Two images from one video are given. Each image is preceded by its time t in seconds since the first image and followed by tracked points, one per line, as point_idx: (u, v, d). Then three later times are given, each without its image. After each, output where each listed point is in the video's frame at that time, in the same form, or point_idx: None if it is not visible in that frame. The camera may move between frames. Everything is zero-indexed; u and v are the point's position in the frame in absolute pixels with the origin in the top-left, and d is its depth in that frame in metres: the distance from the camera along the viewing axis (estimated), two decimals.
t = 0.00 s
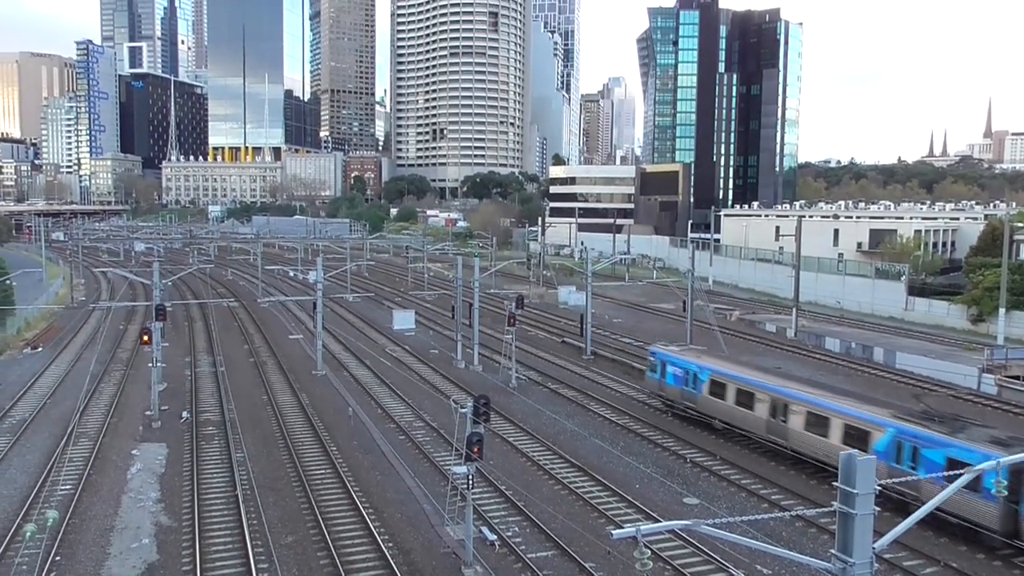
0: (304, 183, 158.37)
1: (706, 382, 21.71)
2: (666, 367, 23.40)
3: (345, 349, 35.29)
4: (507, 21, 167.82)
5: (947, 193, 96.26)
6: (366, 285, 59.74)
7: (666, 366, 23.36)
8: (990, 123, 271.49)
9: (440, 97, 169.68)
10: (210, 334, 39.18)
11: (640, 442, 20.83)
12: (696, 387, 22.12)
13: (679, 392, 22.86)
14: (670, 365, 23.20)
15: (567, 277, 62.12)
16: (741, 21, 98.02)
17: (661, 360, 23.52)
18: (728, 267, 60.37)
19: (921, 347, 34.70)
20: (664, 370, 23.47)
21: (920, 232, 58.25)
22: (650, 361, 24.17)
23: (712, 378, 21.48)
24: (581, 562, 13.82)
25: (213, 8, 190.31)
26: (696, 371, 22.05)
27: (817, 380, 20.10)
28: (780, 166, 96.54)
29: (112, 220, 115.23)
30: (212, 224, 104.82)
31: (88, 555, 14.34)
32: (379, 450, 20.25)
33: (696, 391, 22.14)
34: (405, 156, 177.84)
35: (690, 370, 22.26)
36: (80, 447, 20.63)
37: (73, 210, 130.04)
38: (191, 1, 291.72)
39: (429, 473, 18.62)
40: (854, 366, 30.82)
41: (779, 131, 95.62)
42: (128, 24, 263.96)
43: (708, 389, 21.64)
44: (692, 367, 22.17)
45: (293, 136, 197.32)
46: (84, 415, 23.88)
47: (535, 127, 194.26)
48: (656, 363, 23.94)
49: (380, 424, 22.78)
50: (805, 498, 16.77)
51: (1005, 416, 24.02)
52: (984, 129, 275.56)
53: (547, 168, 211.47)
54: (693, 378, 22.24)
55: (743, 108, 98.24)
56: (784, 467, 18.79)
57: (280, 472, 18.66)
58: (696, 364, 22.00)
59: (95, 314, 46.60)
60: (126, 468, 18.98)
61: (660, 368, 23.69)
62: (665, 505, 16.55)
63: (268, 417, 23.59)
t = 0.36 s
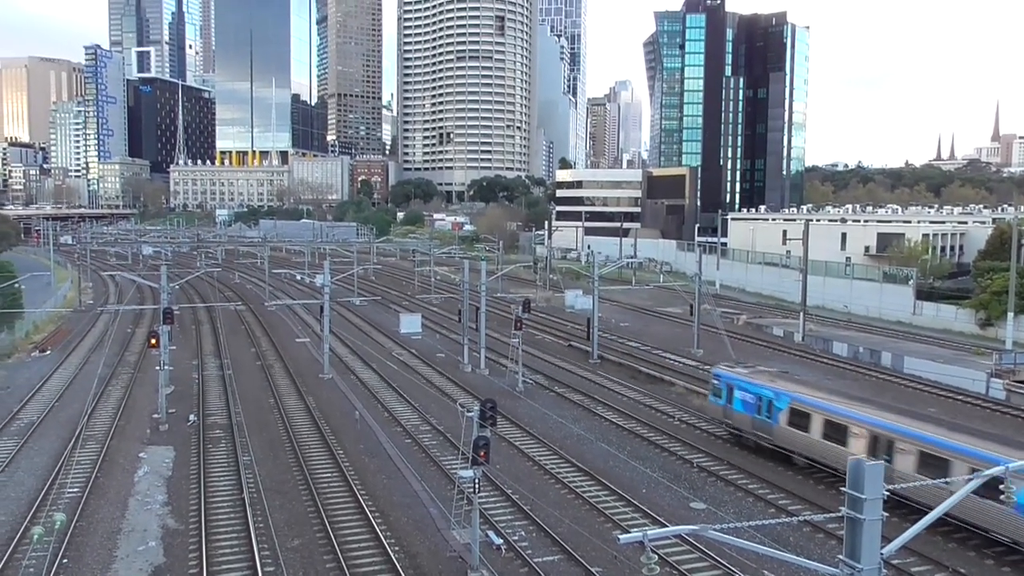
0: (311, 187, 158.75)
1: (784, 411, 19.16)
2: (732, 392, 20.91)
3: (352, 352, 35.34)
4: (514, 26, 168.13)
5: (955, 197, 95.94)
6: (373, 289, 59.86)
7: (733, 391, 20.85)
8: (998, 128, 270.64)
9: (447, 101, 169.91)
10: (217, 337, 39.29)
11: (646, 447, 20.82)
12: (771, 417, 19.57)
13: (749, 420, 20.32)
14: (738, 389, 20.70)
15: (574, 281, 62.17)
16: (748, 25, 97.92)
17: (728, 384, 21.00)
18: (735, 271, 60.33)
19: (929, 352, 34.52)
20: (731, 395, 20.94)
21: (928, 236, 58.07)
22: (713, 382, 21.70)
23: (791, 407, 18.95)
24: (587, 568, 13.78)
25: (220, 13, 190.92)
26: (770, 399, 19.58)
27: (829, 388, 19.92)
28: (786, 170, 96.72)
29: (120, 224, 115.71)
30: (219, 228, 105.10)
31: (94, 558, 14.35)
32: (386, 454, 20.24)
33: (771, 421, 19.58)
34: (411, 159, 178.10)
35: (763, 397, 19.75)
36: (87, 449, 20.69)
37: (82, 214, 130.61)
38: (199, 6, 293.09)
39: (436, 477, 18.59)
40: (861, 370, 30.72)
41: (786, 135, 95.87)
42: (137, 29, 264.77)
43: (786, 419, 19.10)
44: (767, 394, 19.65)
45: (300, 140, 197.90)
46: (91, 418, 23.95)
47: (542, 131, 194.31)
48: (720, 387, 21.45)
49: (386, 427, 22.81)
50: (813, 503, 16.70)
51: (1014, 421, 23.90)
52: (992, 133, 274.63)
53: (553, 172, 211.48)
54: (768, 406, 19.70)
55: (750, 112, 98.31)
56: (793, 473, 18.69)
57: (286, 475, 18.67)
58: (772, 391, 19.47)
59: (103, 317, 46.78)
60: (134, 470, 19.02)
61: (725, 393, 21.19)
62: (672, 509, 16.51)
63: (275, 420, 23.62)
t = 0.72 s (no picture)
0: (321, 192, 159.21)
1: (889, 448, 16.48)
2: (821, 424, 18.26)
3: (361, 356, 35.42)
4: (523, 30, 168.41)
5: (966, 201, 95.38)
6: (383, 293, 60.00)
7: (822, 424, 18.20)
8: (1011, 131, 268.78)
9: (457, 106, 170.20)
10: (227, 341, 39.40)
11: (656, 451, 20.77)
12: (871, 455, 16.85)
13: (843, 458, 17.61)
14: (828, 421, 18.05)
15: (584, 285, 62.18)
16: (758, 29, 98.12)
17: (815, 414, 18.39)
18: (745, 276, 60.20)
19: (941, 357, 34.35)
20: (820, 428, 18.25)
21: (939, 240, 57.81)
22: (796, 413, 19.13)
23: (897, 443, 16.28)
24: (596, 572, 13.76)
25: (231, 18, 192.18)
26: (871, 433, 16.86)
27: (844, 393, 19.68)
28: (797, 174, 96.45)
29: (132, 229, 116.51)
30: (229, 233, 105.56)
31: (105, 560, 14.42)
32: (395, 458, 20.26)
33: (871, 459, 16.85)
34: (421, 164, 178.35)
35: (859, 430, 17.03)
36: (98, 452, 20.79)
37: (94, 218, 131.31)
38: (210, 12, 294.89)
39: (445, 481, 18.58)
40: (871, 375, 30.61)
41: (796, 138, 95.72)
42: (149, 35, 266.59)
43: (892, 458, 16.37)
44: (866, 428, 16.97)
45: (310, 144, 198.61)
46: (103, 421, 24.08)
47: (551, 136, 194.22)
48: (805, 419, 18.85)
49: (395, 431, 22.84)
50: (824, 509, 16.59)
51: None
52: (1006, 137, 272.82)
53: (563, 176, 211.41)
54: (866, 442, 17.02)
55: (760, 116, 98.40)
56: (804, 480, 18.57)
57: (295, 479, 18.70)
58: (873, 425, 16.79)
59: (114, 321, 47.04)
60: (145, 473, 19.13)
61: (811, 425, 18.56)
62: (682, 514, 16.44)
63: (285, 424, 23.67)
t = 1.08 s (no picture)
0: (332, 198, 159.65)
1: None
2: (937, 467, 15.47)
3: (371, 361, 35.45)
4: (533, 36, 168.57)
5: (979, 206, 94.77)
6: (392, 298, 60.11)
7: (940, 467, 15.34)
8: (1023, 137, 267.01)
9: (466, 111, 170.50)
10: (237, 346, 39.53)
11: (665, 457, 20.71)
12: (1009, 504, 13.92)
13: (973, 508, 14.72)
14: (947, 463, 15.26)
15: (593, 290, 62.13)
16: (768, 33, 97.88)
17: (930, 456, 15.52)
18: (755, 280, 60.03)
19: (954, 363, 34.09)
20: (941, 472, 15.33)
21: (951, 245, 57.42)
22: (903, 451, 16.27)
23: None
24: None
25: (242, 24, 193.17)
26: (1007, 480, 13.93)
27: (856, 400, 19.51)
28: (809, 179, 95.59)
29: (143, 234, 117.10)
30: (240, 238, 105.98)
31: (116, 564, 14.45)
32: (404, 462, 20.27)
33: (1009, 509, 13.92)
34: (431, 169, 178.68)
35: (990, 477, 14.27)
36: (110, 456, 20.87)
37: (106, 224, 132.19)
38: (222, 19, 296.74)
39: (455, 486, 18.57)
40: (883, 381, 30.41)
41: (807, 143, 95.41)
42: (160, 41, 268.15)
43: None
44: (1000, 473, 14.03)
45: (321, 150, 199.36)
46: (114, 425, 24.18)
47: (561, 141, 194.19)
48: (916, 460, 16.05)
49: (404, 436, 22.84)
50: (836, 516, 16.47)
51: None
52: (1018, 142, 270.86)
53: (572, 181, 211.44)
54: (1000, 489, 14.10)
55: (770, 120, 97.92)
56: (815, 487, 18.43)
57: (305, 484, 18.72)
58: (1008, 469, 13.85)
59: (126, 326, 47.32)
60: (155, 478, 19.17)
61: (925, 468, 15.77)
62: (692, 521, 16.38)
63: (295, 428, 23.72)
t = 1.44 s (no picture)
0: (343, 205, 160.22)
1: None
2: None
3: (382, 368, 35.50)
4: (543, 43, 168.98)
5: (992, 211, 94.03)
6: (403, 305, 60.28)
7: None
8: None
9: (477, 119, 170.90)
10: (249, 353, 39.69)
11: (677, 464, 20.64)
12: None
13: None
14: None
15: (603, 297, 62.09)
16: (778, 39, 97.63)
17: None
18: (766, 287, 59.86)
19: (967, 369, 33.83)
20: None
21: (964, 251, 57.07)
22: None
23: None
24: None
25: (254, 33, 194.36)
26: None
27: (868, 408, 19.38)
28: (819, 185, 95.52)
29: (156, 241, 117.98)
30: (252, 245, 106.56)
31: (127, 570, 14.50)
32: (415, 470, 20.26)
33: None
34: (441, 176, 178.97)
35: None
36: (122, 463, 20.96)
37: (119, 231, 133.19)
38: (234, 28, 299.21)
39: (465, 494, 18.55)
40: (895, 388, 30.21)
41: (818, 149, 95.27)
42: (173, 50, 270.25)
43: None
44: None
45: (332, 157, 200.33)
46: (127, 432, 24.31)
47: (571, 148, 194.22)
48: None
49: (415, 443, 22.84)
50: (849, 524, 16.36)
51: None
52: None
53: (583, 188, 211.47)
54: None
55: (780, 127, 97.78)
56: (828, 495, 18.30)
57: (316, 491, 18.74)
58: None
59: (138, 332, 47.60)
60: (167, 485, 19.24)
61: None
62: (704, 529, 16.30)
63: (306, 436, 23.75)
